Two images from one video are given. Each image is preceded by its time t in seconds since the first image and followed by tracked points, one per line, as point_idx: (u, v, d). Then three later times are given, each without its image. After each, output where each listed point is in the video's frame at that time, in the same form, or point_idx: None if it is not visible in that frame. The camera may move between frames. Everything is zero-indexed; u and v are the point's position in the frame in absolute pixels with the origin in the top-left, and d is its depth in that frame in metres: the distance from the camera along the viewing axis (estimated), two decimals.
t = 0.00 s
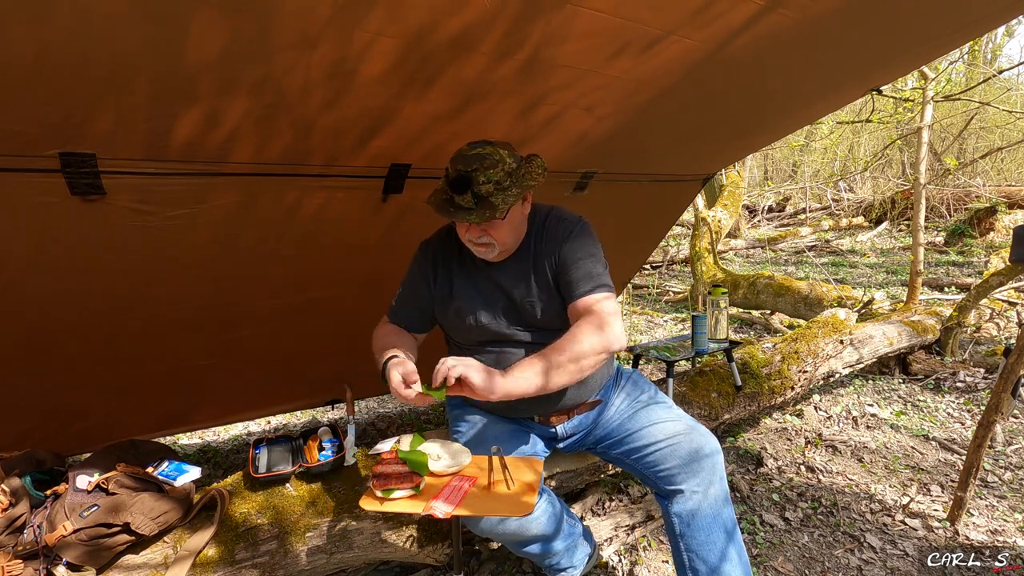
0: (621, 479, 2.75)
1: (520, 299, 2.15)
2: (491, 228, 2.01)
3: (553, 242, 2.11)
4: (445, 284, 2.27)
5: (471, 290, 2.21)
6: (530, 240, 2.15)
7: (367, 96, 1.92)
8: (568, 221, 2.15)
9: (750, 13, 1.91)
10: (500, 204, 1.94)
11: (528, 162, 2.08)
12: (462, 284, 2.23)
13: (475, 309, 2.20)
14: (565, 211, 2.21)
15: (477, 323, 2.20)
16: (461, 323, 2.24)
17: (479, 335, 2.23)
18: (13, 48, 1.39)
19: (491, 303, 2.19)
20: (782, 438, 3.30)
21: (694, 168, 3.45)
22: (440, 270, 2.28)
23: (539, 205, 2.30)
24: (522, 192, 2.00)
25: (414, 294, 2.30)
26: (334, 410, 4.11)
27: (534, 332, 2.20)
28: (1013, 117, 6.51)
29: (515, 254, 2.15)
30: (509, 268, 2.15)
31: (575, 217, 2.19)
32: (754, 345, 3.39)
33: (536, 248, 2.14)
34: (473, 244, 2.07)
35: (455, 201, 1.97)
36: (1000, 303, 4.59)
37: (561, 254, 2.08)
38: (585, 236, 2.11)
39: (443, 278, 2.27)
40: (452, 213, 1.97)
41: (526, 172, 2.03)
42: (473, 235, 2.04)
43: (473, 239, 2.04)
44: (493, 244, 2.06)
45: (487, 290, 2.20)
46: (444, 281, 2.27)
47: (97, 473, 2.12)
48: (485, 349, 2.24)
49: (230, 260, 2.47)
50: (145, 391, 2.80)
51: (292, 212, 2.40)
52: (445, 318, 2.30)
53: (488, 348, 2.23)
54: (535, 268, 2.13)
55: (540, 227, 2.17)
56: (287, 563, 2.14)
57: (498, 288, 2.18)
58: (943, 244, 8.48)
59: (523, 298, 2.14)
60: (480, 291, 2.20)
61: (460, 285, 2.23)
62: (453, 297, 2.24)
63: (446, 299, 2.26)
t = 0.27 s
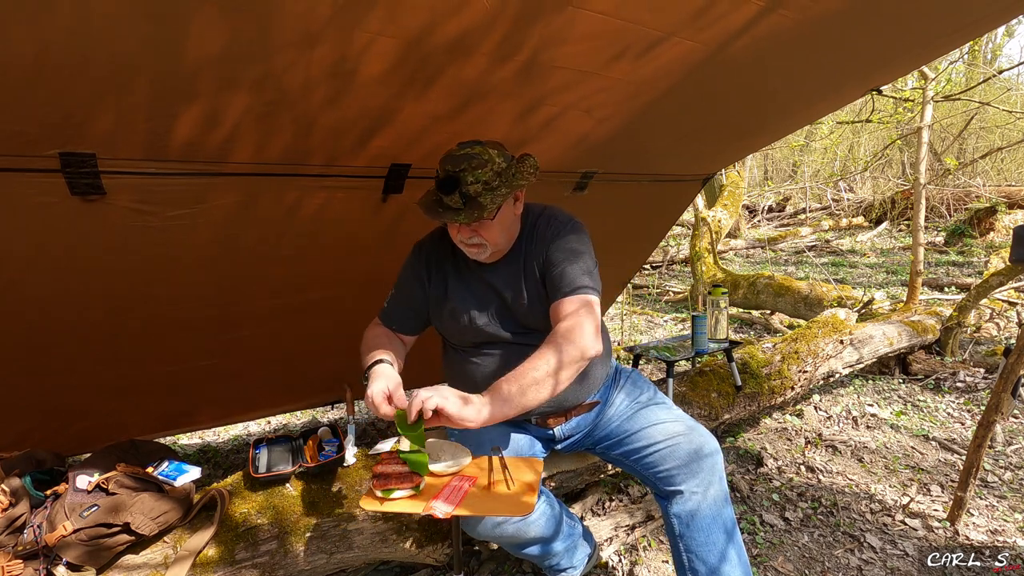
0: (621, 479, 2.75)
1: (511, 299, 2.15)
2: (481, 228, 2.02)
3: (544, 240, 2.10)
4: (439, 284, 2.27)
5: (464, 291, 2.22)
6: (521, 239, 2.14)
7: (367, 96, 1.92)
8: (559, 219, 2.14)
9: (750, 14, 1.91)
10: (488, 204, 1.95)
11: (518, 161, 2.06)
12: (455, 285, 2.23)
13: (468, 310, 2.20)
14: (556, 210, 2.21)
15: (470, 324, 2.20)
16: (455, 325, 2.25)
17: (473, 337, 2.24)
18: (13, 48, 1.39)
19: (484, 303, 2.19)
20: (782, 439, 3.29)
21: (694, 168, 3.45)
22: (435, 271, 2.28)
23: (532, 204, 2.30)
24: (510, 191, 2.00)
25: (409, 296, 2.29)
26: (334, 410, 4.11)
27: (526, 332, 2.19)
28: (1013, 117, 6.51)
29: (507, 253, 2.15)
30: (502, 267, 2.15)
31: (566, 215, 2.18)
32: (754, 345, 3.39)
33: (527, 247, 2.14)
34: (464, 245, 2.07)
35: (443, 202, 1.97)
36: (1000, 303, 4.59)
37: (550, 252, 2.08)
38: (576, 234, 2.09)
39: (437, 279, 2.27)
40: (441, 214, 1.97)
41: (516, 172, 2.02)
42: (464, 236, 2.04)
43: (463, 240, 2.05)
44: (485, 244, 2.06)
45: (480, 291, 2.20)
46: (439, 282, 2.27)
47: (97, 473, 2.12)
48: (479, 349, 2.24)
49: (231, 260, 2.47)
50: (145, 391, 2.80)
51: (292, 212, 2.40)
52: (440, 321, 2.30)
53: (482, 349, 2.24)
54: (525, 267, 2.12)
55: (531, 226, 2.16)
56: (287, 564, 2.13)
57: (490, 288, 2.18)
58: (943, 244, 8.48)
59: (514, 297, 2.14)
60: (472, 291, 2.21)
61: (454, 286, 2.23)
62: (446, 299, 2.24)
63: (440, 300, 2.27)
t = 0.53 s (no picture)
0: (621, 479, 2.75)
1: (507, 299, 2.15)
2: (477, 229, 2.02)
3: (539, 239, 2.11)
4: (435, 285, 2.26)
5: (461, 291, 2.21)
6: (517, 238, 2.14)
7: (368, 96, 1.92)
8: (554, 218, 2.14)
9: (749, 14, 1.91)
10: (484, 204, 1.95)
11: (512, 159, 2.05)
12: (452, 285, 2.22)
13: (465, 310, 2.20)
14: (550, 208, 2.21)
15: (467, 324, 2.20)
16: (451, 326, 2.24)
17: (469, 338, 2.24)
18: (13, 48, 1.39)
19: (480, 303, 2.19)
20: (782, 439, 3.29)
21: (695, 169, 3.45)
22: (431, 271, 2.28)
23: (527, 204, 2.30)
24: (506, 190, 2.00)
25: (407, 297, 2.29)
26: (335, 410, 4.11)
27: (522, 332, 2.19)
28: (1013, 117, 6.51)
29: (504, 252, 2.15)
30: (498, 267, 2.16)
31: (561, 213, 2.18)
32: (754, 345, 3.39)
33: (523, 247, 2.14)
34: (460, 246, 2.07)
35: (439, 204, 1.98)
36: (1000, 303, 4.59)
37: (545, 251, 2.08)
38: (571, 232, 2.09)
39: (434, 280, 2.27)
40: (436, 216, 1.97)
41: (510, 170, 2.01)
42: (460, 237, 2.04)
43: (460, 241, 2.05)
44: (481, 246, 2.06)
45: (476, 291, 2.20)
46: (437, 283, 2.27)
47: (97, 473, 2.12)
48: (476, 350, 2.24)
49: (231, 260, 2.47)
50: (145, 391, 2.80)
51: (292, 212, 2.40)
52: (437, 322, 2.30)
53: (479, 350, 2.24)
54: (520, 266, 2.12)
55: (527, 225, 2.16)
56: (287, 564, 2.13)
57: (486, 289, 2.18)
58: (944, 244, 8.48)
59: (510, 297, 2.14)
60: (469, 292, 2.21)
61: (450, 287, 2.23)
62: (443, 300, 2.24)
63: (436, 301, 2.26)
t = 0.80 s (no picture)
0: (621, 479, 2.74)
1: (506, 297, 2.15)
2: (477, 226, 2.02)
3: (538, 236, 2.11)
4: (435, 284, 2.27)
5: (461, 290, 2.22)
6: (517, 236, 2.15)
7: (368, 96, 1.92)
8: (554, 215, 2.13)
9: (749, 14, 1.91)
10: (485, 201, 1.95)
11: (508, 156, 2.07)
12: (452, 285, 2.22)
13: (465, 309, 2.20)
14: (547, 204, 2.22)
15: (468, 323, 2.20)
16: (452, 325, 2.25)
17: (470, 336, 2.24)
18: (13, 48, 1.39)
19: (480, 302, 2.19)
20: (782, 439, 3.29)
21: (695, 169, 3.45)
22: (431, 271, 2.28)
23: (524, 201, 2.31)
24: (505, 188, 2.01)
25: (407, 297, 2.29)
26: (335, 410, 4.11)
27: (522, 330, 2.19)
28: (1013, 117, 6.51)
29: (502, 250, 2.16)
30: (497, 265, 2.16)
31: (559, 209, 2.18)
32: (754, 345, 3.39)
33: (522, 244, 2.14)
34: (460, 243, 2.07)
35: (438, 202, 1.96)
36: (1000, 303, 4.59)
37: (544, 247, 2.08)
38: (570, 230, 2.07)
39: (434, 279, 2.27)
40: (436, 214, 1.95)
41: (509, 168, 2.02)
42: (461, 235, 2.04)
43: (460, 238, 2.05)
44: (482, 242, 2.06)
45: (477, 289, 2.20)
46: (437, 282, 2.27)
47: (97, 473, 2.13)
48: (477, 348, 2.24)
49: (231, 260, 2.47)
50: (145, 391, 2.80)
51: (292, 212, 2.40)
52: (437, 322, 2.30)
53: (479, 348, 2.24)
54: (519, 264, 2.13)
55: (525, 224, 2.16)
56: (287, 563, 2.13)
57: (485, 287, 2.18)
58: (944, 244, 8.48)
59: (510, 294, 2.14)
60: (468, 291, 2.21)
61: (450, 286, 2.23)
62: (443, 299, 2.24)
63: (437, 300, 2.26)
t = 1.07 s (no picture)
0: (621, 479, 2.74)
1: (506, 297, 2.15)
2: (475, 227, 2.02)
3: (539, 237, 2.12)
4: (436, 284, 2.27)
5: (461, 290, 2.21)
6: (517, 237, 2.15)
7: (368, 96, 1.92)
8: (555, 214, 2.12)
9: (749, 14, 1.91)
10: (482, 203, 1.95)
11: (506, 157, 2.06)
12: (452, 284, 2.22)
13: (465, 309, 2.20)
14: (546, 203, 2.22)
15: (468, 323, 2.20)
16: (452, 325, 2.25)
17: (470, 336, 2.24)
18: (13, 48, 1.39)
19: (481, 302, 2.19)
20: (782, 439, 3.29)
21: (695, 168, 3.45)
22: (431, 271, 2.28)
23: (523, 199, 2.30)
24: (503, 189, 2.01)
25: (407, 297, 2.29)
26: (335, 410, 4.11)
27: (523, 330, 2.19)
28: (1013, 117, 6.51)
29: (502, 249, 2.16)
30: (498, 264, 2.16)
31: (559, 209, 2.17)
32: (754, 345, 3.39)
33: (522, 244, 2.14)
34: (458, 243, 2.08)
35: (435, 203, 1.96)
36: (1000, 303, 4.59)
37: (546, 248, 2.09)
38: (571, 230, 2.06)
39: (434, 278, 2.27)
40: (434, 215, 1.96)
41: (506, 169, 2.02)
42: (458, 235, 2.04)
43: (458, 239, 2.05)
44: (479, 242, 2.07)
45: (477, 289, 2.20)
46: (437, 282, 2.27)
47: (97, 473, 2.13)
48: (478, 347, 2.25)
49: (231, 261, 2.47)
50: (145, 391, 2.80)
51: (292, 212, 2.40)
52: (437, 322, 2.30)
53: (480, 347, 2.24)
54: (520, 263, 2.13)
55: (526, 223, 2.16)
56: (287, 563, 2.13)
57: (486, 287, 2.18)
58: (944, 244, 8.48)
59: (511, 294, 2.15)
60: (469, 291, 2.21)
61: (450, 286, 2.23)
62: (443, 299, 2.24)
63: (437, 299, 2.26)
